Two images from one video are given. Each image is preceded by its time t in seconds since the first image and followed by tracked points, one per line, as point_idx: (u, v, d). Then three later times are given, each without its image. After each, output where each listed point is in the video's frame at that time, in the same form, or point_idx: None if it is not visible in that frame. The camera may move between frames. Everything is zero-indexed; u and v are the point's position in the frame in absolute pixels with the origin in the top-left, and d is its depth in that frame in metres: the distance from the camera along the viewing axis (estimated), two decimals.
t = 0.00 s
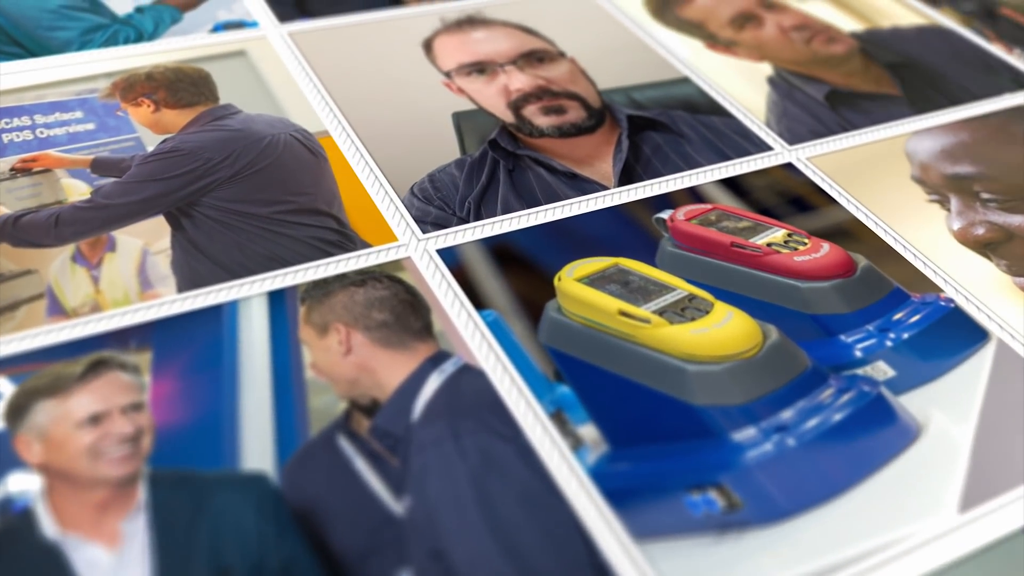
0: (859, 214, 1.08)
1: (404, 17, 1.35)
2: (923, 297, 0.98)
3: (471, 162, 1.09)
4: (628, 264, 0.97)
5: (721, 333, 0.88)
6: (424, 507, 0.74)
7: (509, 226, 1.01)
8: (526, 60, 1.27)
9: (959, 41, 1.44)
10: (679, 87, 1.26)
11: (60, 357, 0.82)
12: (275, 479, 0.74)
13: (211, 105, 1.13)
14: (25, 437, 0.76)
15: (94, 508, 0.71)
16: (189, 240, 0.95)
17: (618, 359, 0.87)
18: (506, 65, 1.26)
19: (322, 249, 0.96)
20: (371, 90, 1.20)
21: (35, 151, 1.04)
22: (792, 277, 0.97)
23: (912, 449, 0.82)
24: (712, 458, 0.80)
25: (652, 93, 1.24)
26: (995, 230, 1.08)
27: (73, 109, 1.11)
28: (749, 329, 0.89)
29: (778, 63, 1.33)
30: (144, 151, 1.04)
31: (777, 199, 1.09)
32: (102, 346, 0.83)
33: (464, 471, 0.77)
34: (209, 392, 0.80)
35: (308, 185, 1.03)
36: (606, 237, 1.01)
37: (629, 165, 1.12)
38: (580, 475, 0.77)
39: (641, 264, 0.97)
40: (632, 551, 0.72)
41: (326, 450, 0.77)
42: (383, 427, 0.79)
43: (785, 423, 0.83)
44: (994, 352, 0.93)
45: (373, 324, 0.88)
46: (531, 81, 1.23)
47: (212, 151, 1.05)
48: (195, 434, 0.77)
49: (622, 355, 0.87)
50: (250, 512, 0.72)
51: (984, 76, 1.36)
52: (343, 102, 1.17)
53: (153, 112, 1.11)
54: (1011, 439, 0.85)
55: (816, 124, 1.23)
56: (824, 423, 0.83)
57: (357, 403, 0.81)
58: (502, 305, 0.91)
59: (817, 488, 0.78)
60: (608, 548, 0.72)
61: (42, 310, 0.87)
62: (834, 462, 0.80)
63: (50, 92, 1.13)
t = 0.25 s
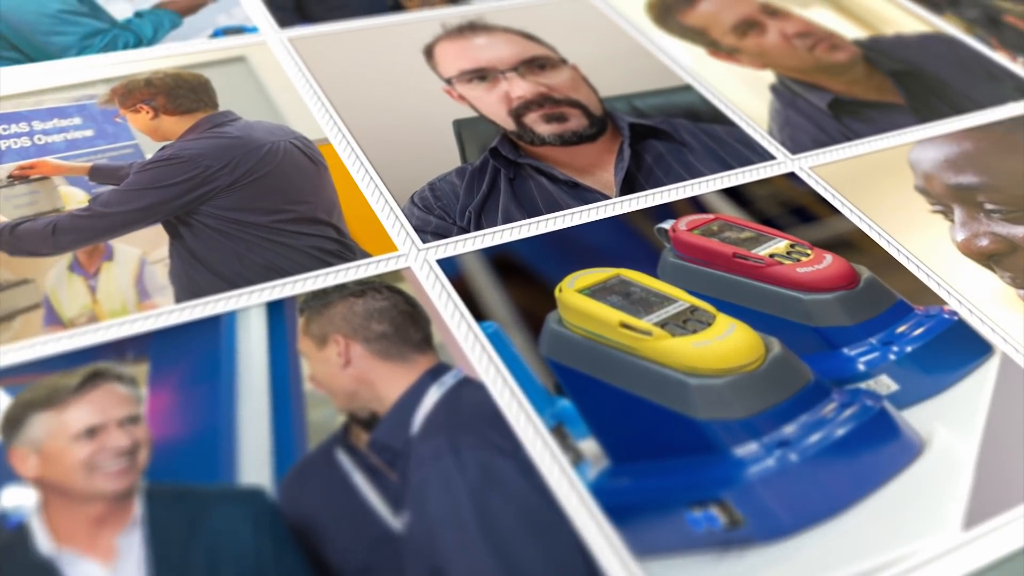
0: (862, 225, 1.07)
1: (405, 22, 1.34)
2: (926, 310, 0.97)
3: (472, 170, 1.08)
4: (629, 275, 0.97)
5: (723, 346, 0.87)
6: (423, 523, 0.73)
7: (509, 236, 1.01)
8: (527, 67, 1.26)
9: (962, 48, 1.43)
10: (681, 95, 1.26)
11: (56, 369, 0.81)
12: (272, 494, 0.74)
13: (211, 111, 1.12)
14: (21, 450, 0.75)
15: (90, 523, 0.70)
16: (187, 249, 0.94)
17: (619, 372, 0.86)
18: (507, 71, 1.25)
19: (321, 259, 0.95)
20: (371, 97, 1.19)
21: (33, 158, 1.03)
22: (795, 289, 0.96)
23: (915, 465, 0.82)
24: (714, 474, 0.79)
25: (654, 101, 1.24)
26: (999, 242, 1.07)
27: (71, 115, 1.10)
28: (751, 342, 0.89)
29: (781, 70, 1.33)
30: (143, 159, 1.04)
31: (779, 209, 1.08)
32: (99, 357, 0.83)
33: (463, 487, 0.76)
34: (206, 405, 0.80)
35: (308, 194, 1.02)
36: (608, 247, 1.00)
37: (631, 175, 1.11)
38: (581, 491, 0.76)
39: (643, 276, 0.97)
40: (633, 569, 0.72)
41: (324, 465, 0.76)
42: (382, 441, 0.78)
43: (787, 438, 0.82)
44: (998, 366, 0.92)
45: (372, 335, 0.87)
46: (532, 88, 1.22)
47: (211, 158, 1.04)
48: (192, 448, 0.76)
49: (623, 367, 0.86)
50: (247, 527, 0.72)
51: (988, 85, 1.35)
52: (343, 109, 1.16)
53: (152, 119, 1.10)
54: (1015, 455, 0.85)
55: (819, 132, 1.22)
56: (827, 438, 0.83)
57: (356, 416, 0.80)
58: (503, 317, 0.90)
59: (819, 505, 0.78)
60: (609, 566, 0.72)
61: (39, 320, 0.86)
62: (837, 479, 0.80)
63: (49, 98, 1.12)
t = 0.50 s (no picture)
0: (865, 234, 1.06)
1: (405, 27, 1.33)
2: (929, 321, 0.97)
3: (472, 178, 1.08)
4: (631, 284, 0.96)
5: (725, 357, 0.86)
6: (422, 537, 0.73)
7: (510, 244, 1.00)
8: (528, 73, 1.26)
9: (965, 55, 1.43)
10: (683, 101, 1.25)
11: (53, 379, 0.81)
12: (270, 507, 0.73)
13: (210, 117, 1.11)
14: (17, 462, 0.74)
15: (86, 537, 0.70)
16: (186, 257, 0.93)
17: (620, 383, 0.86)
18: (508, 77, 1.24)
19: (320, 268, 0.94)
20: (372, 103, 1.18)
21: (31, 164, 1.03)
22: (797, 299, 0.95)
23: (918, 480, 0.81)
24: (715, 487, 0.78)
25: (656, 108, 1.23)
26: (1002, 252, 1.06)
27: (70, 120, 1.09)
28: (753, 353, 0.88)
29: (784, 77, 1.32)
30: (142, 165, 1.03)
31: (782, 217, 1.07)
32: (96, 367, 0.82)
33: (463, 500, 0.75)
34: (204, 416, 0.79)
35: (307, 202, 1.02)
36: (609, 256, 0.99)
37: (632, 183, 1.10)
38: (581, 505, 0.76)
39: (644, 285, 0.96)
40: None
41: (322, 477, 0.75)
42: (381, 453, 0.78)
43: (789, 451, 0.82)
44: (1001, 378, 0.92)
45: (371, 345, 0.86)
46: (533, 94, 1.22)
47: (210, 165, 1.04)
48: (189, 460, 0.76)
49: (624, 378, 0.86)
50: (245, 541, 0.71)
51: (990, 92, 1.34)
52: (344, 115, 1.15)
53: (151, 125, 1.09)
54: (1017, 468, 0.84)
55: (821, 140, 1.22)
56: (829, 451, 0.82)
57: (355, 428, 0.79)
58: (503, 327, 0.90)
59: (821, 519, 0.77)
60: None
61: (36, 329, 0.86)
62: (839, 493, 0.79)
63: (47, 103, 1.12)
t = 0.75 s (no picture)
0: (868, 244, 1.06)
1: (406, 33, 1.33)
2: (932, 332, 0.96)
3: (473, 186, 1.07)
4: (632, 294, 0.95)
5: (727, 368, 0.86)
6: (420, 552, 0.72)
7: (510, 253, 0.99)
8: (530, 79, 1.25)
9: (968, 62, 1.42)
10: (685, 108, 1.24)
11: (49, 389, 0.80)
12: (267, 520, 0.73)
13: (209, 123, 1.11)
14: (12, 474, 0.74)
15: (82, 551, 0.69)
16: (184, 265, 0.93)
17: (621, 394, 0.85)
18: (509, 84, 1.24)
19: (320, 276, 0.94)
20: (372, 109, 1.18)
21: (29, 171, 1.02)
22: (800, 310, 0.95)
23: (921, 494, 0.81)
24: (716, 501, 0.78)
25: (658, 115, 1.22)
26: (1006, 262, 1.06)
27: (68, 125, 1.09)
28: (755, 365, 0.87)
29: (786, 84, 1.31)
30: (140, 172, 1.03)
31: (784, 226, 1.07)
32: (93, 377, 0.81)
33: (462, 514, 0.75)
34: (201, 428, 0.78)
35: (307, 209, 1.01)
36: (610, 266, 0.99)
37: (634, 191, 1.10)
38: (581, 519, 0.75)
39: (646, 295, 0.95)
40: None
41: (320, 490, 0.75)
42: (380, 466, 0.77)
43: (791, 464, 0.81)
44: (1004, 391, 0.91)
45: (371, 355, 0.86)
46: (535, 101, 1.21)
47: (209, 172, 1.03)
48: (186, 472, 0.75)
49: (625, 390, 0.85)
50: (242, 555, 0.71)
51: (994, 100, 1.34)
52: (344, 121, 1.15)
53: (150, 131, 1.09)
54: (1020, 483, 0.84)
55: (824, 148, 1.21)
56: (831, 464, 0.81)
57: (354, 439, 0.79)
58: (503, 337, 0.89)
59: (823, 534, 0.77)
60: None
61: (33, 338, 0.85)
62: (841, 507, 0.78)
63: (46, 108, 1.11)
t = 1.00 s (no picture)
0: (870, 253, 1.05)
1: (407, 38, 1.32)
2: (935, 343, 0.95)
3: (473, 193, 1.07)
4: (633, 304, 0.95)
5: (728, 380, 0.85)
6: (419, 566, 0.71)
7: (511, 262, 0.99)
8: (531, 85, 1.25)
9: (971, 68, 1.41)
10: (687, 115, 1.24)
11: (46, 399, 0.80)
12: (265, 533, 0.72)
13: (209, 129, 1.10)
14: (8, 486, 0.73)
15: (78, 564, 0.69)
16: (182, 274, 0.92)
17: (622, 406, 0.84)
18: (510, 89, 1.23)
19: (319, 285, 0.93)
20: (372, 115, 1.17)
21: (27, 177, 1.01)
22: (802, 320, 0.94)
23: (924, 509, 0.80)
24: (717, 515, 0.77)
25: (659, 122, 1.22)
26: (1009, 272, 1.05)
27: (66, 131, 1.08)
28: (757, 376, 0.87)
29: (788, 91, 1.31)
30: (139, 179, 1.02)
31: (786, 235, 1.06)
32: (90, 387, 0.81)
33: (461, 527, 0.74)
34: (198, 439, 0.78)
35: (306, 217, 1.01)
36: (611, 275, 0.98)
37: (635, 199, 1.09)
38: (582, 533, 0.75)
39: (647, 305, 0.95)
40: None
41: (318, 503, 0.74)
42: (378, 478, 0.76)
43: (793, 478, 0.80)
44: (1007, 403, 0.91)
45: (370, 365, 0.85)
46: (536, 107, 1.20)
47: (208, 178, 1.02)
48: (183, 484, 0.74)
49: (626, 401, 0.84)
50: (239, 569, 0.70)
51: (996, 108, 1.33)
52: (344, 127, 1.14)
53: (149, 136, 1.08)
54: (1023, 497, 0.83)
55: (826, 155, 1.21)
56: (833, 477, 0.81)
57: (352, 451, 0.78)
58: (503, 347, 0.88)
59: (825, 549, 0.76)
60: None
61: (30, 347, 0.84)
62: (843, 521, 0.78)
63: (44, 113, 1.10)
